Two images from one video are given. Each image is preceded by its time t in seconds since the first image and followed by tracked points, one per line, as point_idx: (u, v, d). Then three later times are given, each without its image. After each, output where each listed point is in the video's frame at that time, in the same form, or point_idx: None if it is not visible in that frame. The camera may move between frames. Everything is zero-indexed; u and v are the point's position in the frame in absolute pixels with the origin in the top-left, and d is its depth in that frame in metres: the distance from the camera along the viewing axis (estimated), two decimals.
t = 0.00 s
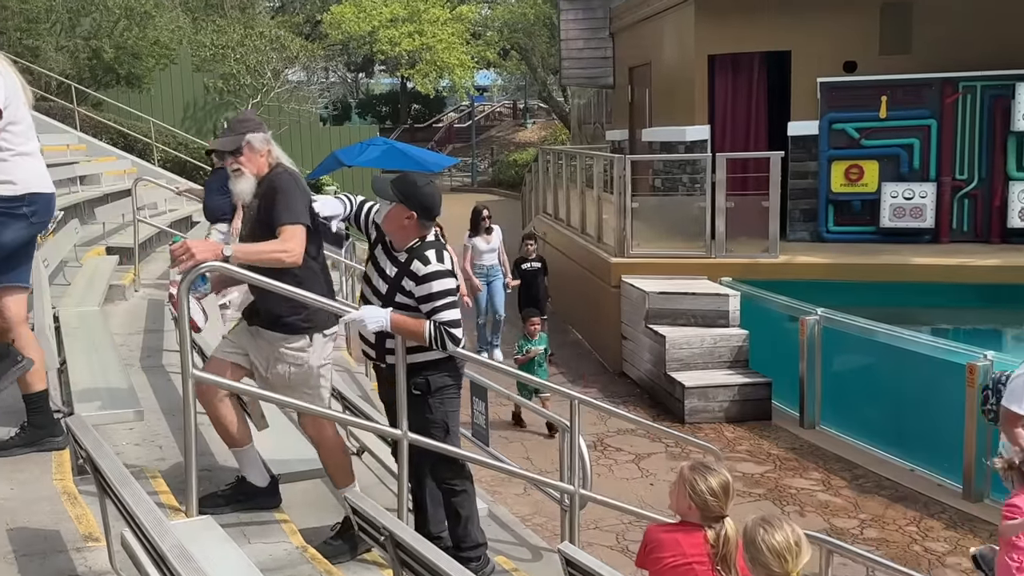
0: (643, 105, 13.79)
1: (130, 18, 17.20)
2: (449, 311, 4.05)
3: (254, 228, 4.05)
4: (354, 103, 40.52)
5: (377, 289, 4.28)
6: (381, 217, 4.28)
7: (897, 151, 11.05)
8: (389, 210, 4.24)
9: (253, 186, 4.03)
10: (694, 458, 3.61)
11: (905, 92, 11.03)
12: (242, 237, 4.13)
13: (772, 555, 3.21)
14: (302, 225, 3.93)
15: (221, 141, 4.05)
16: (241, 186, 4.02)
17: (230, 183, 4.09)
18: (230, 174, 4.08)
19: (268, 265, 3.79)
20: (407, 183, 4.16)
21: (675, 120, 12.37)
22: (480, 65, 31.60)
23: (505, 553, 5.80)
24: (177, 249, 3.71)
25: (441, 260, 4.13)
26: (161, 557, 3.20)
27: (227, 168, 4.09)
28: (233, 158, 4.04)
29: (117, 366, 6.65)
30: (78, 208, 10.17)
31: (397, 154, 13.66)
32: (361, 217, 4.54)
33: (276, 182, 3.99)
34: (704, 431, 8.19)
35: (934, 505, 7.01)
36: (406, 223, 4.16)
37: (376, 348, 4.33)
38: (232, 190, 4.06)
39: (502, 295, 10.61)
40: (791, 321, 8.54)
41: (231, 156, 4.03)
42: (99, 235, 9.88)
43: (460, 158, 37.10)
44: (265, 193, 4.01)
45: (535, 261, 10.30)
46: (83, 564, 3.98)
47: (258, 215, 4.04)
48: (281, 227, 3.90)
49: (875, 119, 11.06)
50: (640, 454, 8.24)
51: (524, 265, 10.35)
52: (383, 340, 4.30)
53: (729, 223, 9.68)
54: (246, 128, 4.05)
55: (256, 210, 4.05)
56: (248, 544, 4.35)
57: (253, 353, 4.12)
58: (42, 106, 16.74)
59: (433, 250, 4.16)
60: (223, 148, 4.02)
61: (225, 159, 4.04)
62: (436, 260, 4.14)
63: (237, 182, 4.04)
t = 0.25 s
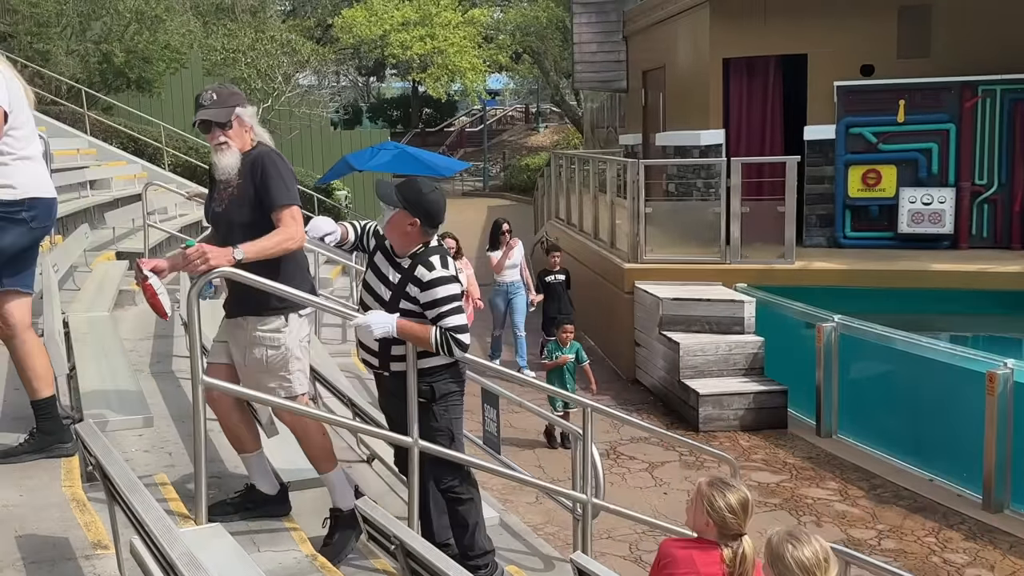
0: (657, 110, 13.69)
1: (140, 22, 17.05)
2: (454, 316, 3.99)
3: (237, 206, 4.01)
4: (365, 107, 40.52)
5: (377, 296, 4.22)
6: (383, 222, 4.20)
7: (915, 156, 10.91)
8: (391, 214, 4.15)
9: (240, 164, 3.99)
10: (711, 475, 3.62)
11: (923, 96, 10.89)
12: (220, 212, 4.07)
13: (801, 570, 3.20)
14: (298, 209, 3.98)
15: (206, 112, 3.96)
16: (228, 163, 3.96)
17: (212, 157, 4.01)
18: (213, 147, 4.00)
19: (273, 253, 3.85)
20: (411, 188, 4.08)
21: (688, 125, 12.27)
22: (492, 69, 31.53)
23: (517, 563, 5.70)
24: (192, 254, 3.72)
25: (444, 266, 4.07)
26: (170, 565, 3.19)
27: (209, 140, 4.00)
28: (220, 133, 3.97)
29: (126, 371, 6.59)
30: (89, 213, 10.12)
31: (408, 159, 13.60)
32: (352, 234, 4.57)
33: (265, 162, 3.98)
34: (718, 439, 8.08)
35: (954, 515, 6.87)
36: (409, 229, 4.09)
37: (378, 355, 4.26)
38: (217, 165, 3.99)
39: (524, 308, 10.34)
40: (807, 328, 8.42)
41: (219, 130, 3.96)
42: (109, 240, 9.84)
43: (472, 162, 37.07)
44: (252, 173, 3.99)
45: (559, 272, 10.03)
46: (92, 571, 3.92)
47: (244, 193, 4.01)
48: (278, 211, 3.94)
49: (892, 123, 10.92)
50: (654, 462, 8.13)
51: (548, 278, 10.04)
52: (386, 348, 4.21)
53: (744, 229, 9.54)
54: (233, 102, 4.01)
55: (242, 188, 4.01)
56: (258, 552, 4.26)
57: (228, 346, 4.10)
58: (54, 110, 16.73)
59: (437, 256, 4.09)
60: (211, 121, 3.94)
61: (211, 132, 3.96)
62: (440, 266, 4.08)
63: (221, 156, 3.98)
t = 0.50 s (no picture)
0: (669, 114, 13.62)
1: (150, 26, 17.03)
2: (463, 323, 3.98)
3: (236, 200, 4.14)
4: (375, 111, 40.54)
5: (384, 304, 4.17)
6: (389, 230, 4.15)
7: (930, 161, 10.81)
8: (397, 223, 4.12)
9: (241, 158, 4.12)
10: (725, 489, 3.65)
11: (938, 100, 10.78)
12: (215, 203, 4.18)
13: None
14: (298, 208, 4.15)
15: (207, 104, 4.06)
16: (229, 155, 4.08)
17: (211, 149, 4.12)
18: (213, 138, 4.10)
19: (277, 254, 4.00)
20: (418, 198, 4.06)
21: (700, 130, 12.20)
22: (503, 73, 31.50)
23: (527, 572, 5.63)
24: (206, 257, 3.76)
25: (452, 273, 4.06)
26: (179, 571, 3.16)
27: (208, 132, 4.11)
28: (222, 125, 4.09)
29: (135, 376, 6.56)
30: (98, 217, 10.12)
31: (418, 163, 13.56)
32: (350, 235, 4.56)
33: (267, 158, 4.13)
34: (730, 446, 7.99)
35: (970, 524, 6.77)
36: (416, 238, 4.06)
37: (385, 362, 4.20)
38: (216, 157, 4.10)
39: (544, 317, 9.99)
40: (822, 334, 8.33)
41: (221, 123, 4.08)
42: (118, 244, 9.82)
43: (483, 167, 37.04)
44: (253, 168, 4.13)
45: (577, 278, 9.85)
46: None
47: (243, 186, 4.14)
48: (281, 210, 4.11)
49: (908, 127, 10.82)
50: (666, 470, 8.05)
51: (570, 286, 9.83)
52: (393, 355, 4.17)
53: (757, 235, 9.47)
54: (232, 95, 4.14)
55: (240, 181, 4.13)
56: (267, 559, 4.24)
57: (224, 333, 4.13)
58: (63, 114, 16.76)
59: (444, 263, 4.08)
60: (215, 114, 4.06)
61: (213, 124, 4.07)
62: (447, 273, 4.07)
63: (221, 148, 4.09)
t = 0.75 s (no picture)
0: (680, 117, 13.54)
1: (159, 29, 16.99)
2: (472, 329, 3.99)
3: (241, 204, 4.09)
4: (384, 114, 40.54)
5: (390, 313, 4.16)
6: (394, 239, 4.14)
7: (944, 164, 10.70)
8: (403, 233, 4.11)
9: (247, 162, 4.07)
10: (738, 500, 3.58)
11: (953, 103, 10.69)
12: (218, 207, 4.13)
13: None
14: (304, 212, 4.13)
15: (216, 110, 3.98)
16: (239, 161, 4.02)
17: (218, 153, 4.04)
18: (221, 143, 4.03)
19: (286, 258, 3.99)
20: (424, 209, 4.03)
21: (712, 133, 12.12)
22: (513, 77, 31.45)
23: None
24: (216, 259, 3.75)
25: (460, 281, 4.06)
26: None
27: (215, 137, 4.02)
28: (231, 131, 4.01)
29: (143, 381, 6.52)
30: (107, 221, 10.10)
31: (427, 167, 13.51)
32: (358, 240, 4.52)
33: (274, 162, 4.09)
34: (742, 453, 7.91)
35: (986, 532, 6.66)
36: (421, 249, 4.05)
37: (392, 370, 4.17)
38: (223, 162, 4.04)
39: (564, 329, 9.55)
40: (835, 340, 8.24)
41: (231, 128, 4.00)
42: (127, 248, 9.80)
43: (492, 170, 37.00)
44: (260, 172, 4.09)
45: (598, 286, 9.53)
46: None
47: (251, 191, 4.10)
48: (289, 214, 4.08)
49: (922, 131, 10.73)
50: (677, 476, 7.97)
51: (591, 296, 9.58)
52: (400, 362, 4.12)
53: (769, 239, 9.38)
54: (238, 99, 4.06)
55: (248, 185, 4.09)
56: (276, 565, 4.19)
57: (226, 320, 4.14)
58: (72, 118, 16.77)
59: (451, 271, 4.08)
60: (226, 120, 3.98)
61: (223, 130, 3.99)
62: (454, 281, 4.07)
63: (231, 155, 4.02)
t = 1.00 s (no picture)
0: (690, 120, 13.45)
1: (167, 31, 17.14)
2: (480, 334, 4.04)
3: (249, 213, 4.08)
4: (391, 117, 40.51)
5: (396, 322, 4.20)
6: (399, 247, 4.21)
7: (959, 167, 10.59)
8: (406, 240, 4.16)
9: (257, 171, 4.05)
10: (748, 509, 3.52)
11: (966, 105, 10.59)
12: (224, 214, 4.10)
13: None
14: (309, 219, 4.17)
15: (231, 121, 3.93)
16: (251, 169, 4.01)
17: (229, 163, 4.01)
18: (233, 154, 3.99)
19: (290, 265, 4.03)
20: (428, 217, 4.10)
21: (722, 136, 12.03)
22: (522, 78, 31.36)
23: None
24: (225, 264, 3.79)
25: (465, 288, 4.11)
26: None
27: (227, 147, 3.98)
28: (245, 142, 3.99)
29: (150, 386, 6.49)
30: (113, 224, 10.05)
31: (436, 170, 13.45)
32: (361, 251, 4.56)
33: (282, 170, 4.10)
34: (753, 459, 7.82)
35: (1002, 540, 6.56)
36: (426, 257, 4.11)
37: (395, 375, 4.35)
38: (234, 172, 4.01)
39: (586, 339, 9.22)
40: (847, 345, 8.15)
41: (245, 140, 3.97)
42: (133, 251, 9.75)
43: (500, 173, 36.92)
44: (269, 180, 4.08)
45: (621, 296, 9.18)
46: None
47: (258, 199, 4.08)
48: (293, 221, 4.10)
49: (936, 134, 10.62)
50: (687, 482, 7.89)
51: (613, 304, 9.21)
52: (404, 369, 4.31)
53: (781, 243, 9.29)
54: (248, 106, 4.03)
55: (256, 193, 4.07)
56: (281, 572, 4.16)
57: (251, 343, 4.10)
58: (79, 120, 16.77)
59: (457, 277, 4.13)
60: (242, 132, 3.94)
61: (238, 141, 3.96)
62: (461, 288, 4.12)
63: (243, 162, 4.00)
